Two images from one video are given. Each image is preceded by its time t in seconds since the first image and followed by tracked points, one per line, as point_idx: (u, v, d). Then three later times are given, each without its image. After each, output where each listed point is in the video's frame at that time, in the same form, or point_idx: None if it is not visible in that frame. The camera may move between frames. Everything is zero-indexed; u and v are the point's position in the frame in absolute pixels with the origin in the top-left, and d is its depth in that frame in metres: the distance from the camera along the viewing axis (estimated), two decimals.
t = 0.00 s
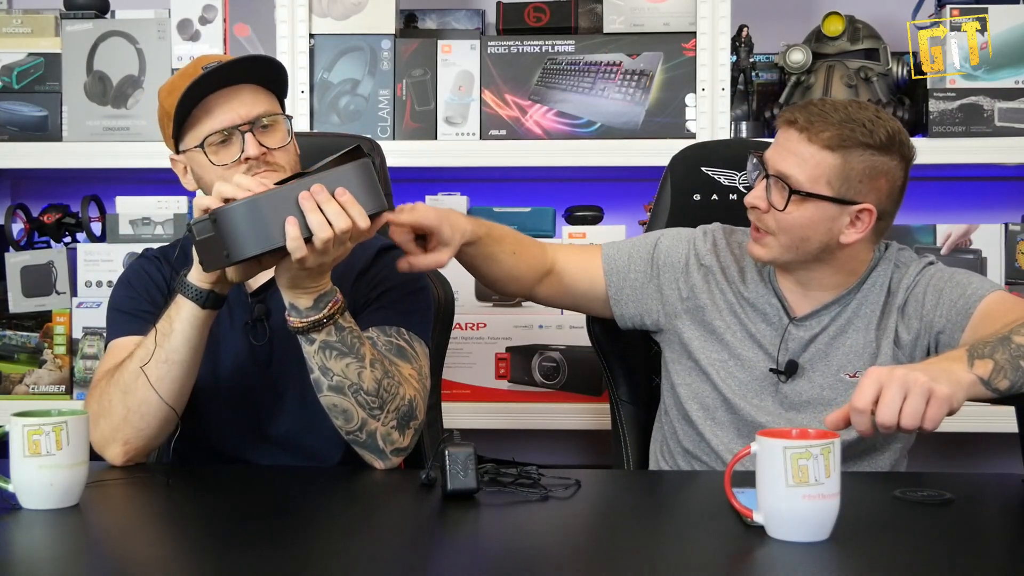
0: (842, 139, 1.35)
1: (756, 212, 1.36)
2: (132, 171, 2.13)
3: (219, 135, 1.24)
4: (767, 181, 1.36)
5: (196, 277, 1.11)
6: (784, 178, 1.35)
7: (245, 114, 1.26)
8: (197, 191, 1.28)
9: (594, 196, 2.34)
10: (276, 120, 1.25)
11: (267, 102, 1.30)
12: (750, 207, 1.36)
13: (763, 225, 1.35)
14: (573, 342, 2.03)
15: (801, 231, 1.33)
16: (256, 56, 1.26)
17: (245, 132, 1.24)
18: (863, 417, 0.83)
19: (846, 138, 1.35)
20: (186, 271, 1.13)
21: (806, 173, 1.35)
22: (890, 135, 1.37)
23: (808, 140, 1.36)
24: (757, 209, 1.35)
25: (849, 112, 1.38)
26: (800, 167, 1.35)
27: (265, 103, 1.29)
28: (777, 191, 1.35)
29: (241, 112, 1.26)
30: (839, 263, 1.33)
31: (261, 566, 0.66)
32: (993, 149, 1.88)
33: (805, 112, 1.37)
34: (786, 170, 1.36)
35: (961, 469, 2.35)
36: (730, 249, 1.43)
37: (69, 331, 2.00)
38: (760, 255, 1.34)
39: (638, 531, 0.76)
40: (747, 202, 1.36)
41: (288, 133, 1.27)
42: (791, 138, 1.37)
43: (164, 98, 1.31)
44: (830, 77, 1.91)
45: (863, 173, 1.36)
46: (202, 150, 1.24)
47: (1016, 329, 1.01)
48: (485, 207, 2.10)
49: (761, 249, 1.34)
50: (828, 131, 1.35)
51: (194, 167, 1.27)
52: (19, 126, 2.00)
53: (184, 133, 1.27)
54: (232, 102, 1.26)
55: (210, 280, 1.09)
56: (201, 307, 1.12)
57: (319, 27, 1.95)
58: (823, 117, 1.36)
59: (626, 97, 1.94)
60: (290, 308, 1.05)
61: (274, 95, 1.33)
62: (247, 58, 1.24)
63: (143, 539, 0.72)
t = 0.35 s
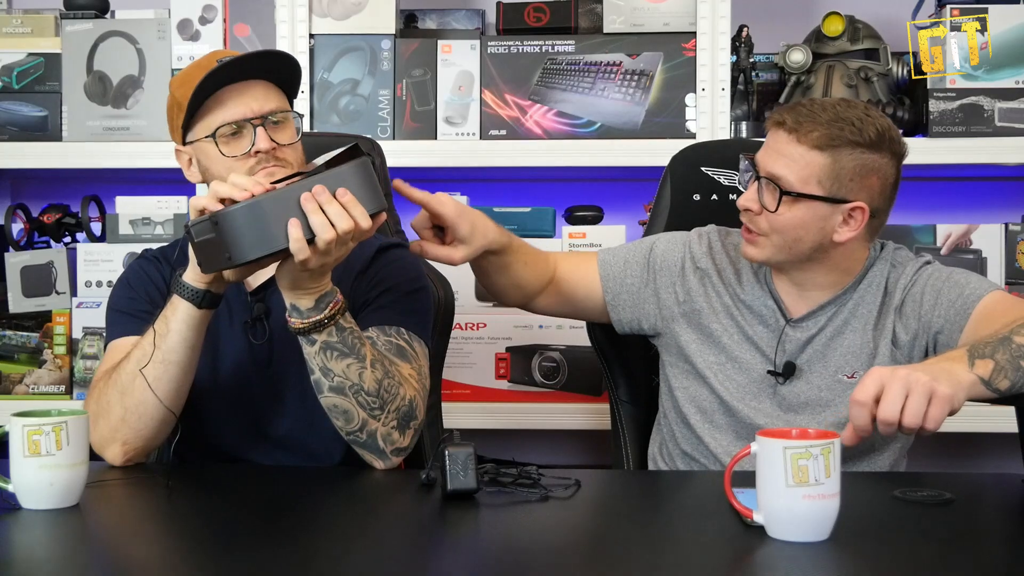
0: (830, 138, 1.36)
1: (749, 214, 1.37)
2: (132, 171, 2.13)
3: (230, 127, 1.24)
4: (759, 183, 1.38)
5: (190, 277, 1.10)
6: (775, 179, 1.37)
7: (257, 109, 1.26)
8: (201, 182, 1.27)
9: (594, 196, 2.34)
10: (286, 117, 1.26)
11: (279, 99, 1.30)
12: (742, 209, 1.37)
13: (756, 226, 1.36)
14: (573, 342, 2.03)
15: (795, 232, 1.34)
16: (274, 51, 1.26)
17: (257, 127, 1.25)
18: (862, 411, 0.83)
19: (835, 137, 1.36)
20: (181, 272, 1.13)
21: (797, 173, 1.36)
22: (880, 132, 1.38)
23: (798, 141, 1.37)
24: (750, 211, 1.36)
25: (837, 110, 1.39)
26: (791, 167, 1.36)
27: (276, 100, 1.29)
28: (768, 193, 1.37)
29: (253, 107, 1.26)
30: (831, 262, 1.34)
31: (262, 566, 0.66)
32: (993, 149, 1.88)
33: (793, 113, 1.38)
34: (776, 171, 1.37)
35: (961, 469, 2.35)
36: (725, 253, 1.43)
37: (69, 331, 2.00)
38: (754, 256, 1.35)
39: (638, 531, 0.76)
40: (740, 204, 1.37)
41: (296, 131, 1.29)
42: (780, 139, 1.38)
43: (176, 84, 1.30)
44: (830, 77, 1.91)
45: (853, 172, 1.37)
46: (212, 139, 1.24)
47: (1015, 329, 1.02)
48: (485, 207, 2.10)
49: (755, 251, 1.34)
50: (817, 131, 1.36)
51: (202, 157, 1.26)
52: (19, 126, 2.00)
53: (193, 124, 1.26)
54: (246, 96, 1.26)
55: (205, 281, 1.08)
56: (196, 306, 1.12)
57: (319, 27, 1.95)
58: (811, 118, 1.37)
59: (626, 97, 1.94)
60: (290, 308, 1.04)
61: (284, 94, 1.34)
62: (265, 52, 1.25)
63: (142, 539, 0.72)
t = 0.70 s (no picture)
0: (803, 129, 1.37)
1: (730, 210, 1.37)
2: (132, 171, 2.13)
3: (247, 122, 1.23)
4: (736, 179, 1.38)
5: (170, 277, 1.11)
6: (755, 173, 1.37)
7: (275, 108, 1.26)
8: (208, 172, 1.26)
9: (594, 196, 2.34)
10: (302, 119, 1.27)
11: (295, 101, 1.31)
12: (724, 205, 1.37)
13: (738, 223, 1.36)
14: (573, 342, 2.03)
15: (774, 225, 1.35)
16: (299, 52, 1.27)
17: (274, 124, 1.24)
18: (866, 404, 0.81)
19: (808, 128, 1.38)
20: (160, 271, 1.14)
21: (775, 166, 1.37)
22: (854, 122, 1.40)
23: (773, 134, 1.39)
24: (731, 207, 1.36)
25: (809, 103, 1.41)
26: (768, 159, 1.37)
27: (293, 101, 1.30)
28: (748, 187, 1.37)
29: (272, 105, 1.26)
30: (819, 256, 1.35)
31: (262, 566, 0.66)
32: (992, 149, 1.88)
33: (766, 108, 1.40)
34: (754, 165, 1.38)
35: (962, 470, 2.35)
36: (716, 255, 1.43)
37: (69, 331, 2.00)
38: (741, 252, 1.34)
39: (638, 531, 0.76)
40: (721, 201, 1.37)
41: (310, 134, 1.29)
42: (754, 134, 1.40)
43: (196, 73, 1.29)
44: (830, 77, 1.91)
45: (831, 161, 1.38)
46: (228, 130, 1.23)
47: (1015, 329, 1.02)
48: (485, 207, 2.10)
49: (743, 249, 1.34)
50: (791, 123, 1.38)
51: (213, 147, 1.25)
52: (19, 126, 2.00)
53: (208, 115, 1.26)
54: (265, 93, 1.26)
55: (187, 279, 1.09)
56: (179, 305, 1.13)
57: (319, 27, 1.95)
58: (784, 111, 1.39)
59: (626, 97, 1.94)
60: (298, 305, 1.04)
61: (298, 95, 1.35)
62: (292, 53, 1.26)
63: (143, 539, 0.72)
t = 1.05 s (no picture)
0: (773, 106, 1.37)
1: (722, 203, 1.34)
2: (132, 171, 2.13)
3: (254, 118, 1.23)
4: (721, 170, 1.34)
5: (168, 277, 1.11)
6: (737, 159, 1.34)
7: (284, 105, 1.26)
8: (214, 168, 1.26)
9: (594, 196, 2.34)
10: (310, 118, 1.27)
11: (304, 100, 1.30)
12: (716, 199, 1.33)
13: (733, 212, 1.33)
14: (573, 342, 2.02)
15: (773, 205, 1.33)
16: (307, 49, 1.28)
17: (281, 121, 1.24)
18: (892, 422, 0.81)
19: (778, 105, 1.37)
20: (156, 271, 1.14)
21: (757, 146, 1.34)
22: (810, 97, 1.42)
23: (744, 118, 1.36)
24: (725, 199, 1.33)
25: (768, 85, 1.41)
26: (749, 142, 1.35)
27: (302, 100, 1.29)
28: (733, 175, 1.34)
29: (280, 102, 1.26)
30: (804, 244, 1.36)
31: (262, 566, 0.66)
32: (992, 149, 1.88)
33: (731, 95, 1.37)
34: (735, 151, 1.35)
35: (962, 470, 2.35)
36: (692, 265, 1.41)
37: (69, 331, 2.00)
38: (744, 243, 1.32)
39: (638, 532, 0.76)
40: (712, 195, 1.33)
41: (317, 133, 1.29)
42: (726, 123, 1.37)
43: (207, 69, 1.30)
44: (830, 77, 1.91)
45: (806, 131, 1.38)
46: (235, 126, 1.23)
47: (1015, 329, 1.02)
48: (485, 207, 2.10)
49: (743, 240, 1.32)
50: (760, 105, 1.37)
51: (220, 143, 1.25)
52: (19, 126, 2.00)
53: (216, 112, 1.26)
54: (274, 90, 1.26)
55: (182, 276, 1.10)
56: (178, 306, 1.13)
57: (319, 27, 1.95)
58: (751, 93, 1.37)
59: (626, 97, 1.94)
60: (303, 302, 1.05)
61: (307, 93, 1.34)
62: (302, 51, 1.26)
63: (142, 539, 0.72)
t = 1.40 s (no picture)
0: (746, 114, 1.34)
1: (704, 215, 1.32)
2: (132, 171, 2.13)
3: (260, 117, 1.23)
4: (699, 182, 1.33)
5: (162, 278, 1.10)
6: (715, 170, 1.33)
7: (289, 106, 1.27)
8: (217, 165, 1.24)
9: (594, 196, 2.34)
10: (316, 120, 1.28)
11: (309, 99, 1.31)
12: (696, 213, 1.32)
13: (716, 224, 1.32)
14: (573, 342, 2.02)
15: (754, 213, 1.32)
16: (317, 52, 1.28)
17: (286, 122, 1.24)
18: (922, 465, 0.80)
19: (752, 111, 1.35)
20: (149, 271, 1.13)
21: (733, 155, 1.32)
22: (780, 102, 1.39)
23: (716, 128, 1.34)
24: (706, 211, 1.31)
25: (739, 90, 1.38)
26: (725, 152, 1.33)
27: (307, 100, 1.30)
28: (711, 186, 1.33)
29: (285, 102, 1.26)
30: (780, 249, 1.35)
31: (261, 567, 0.66)
32: (992, 149, 1.88)
33: (700, 104, 1.35)
34: (711, 162, 1.32)
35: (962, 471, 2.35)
36: (669, 271, 1.42)
37: (69, 331, 2.00)
38: (729, 255, 1.30)
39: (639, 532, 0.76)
40: (693, 209, 1.32)
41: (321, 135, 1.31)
42: (699, 134, 1.34)
43: (213, 69, 1.30)
44: (830, 77, 1.91)
45: (778, 135, 1.37)
46: (240, 124, 1.23)
47: (1015, 330, 1.02)
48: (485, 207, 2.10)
49: (726, 250, 1.31)
50: (732, 113, 1.34)
51: (223, 140, 1.25)
52: (19, 126, 2.00)
53: (221, 109, 1.26)
54: (280, 90, 1.26)
55: (175, 277, 1.09)
56: (172, 305, 1.12)
57: (319, 27, 1.95)
58: (721, 102, 1.34)
59: (626, 97, 1.94)
60: (306, 303, 1.05)
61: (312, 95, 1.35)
62: (311, 52, 1.27)
63: (143, 540, 0.72)
